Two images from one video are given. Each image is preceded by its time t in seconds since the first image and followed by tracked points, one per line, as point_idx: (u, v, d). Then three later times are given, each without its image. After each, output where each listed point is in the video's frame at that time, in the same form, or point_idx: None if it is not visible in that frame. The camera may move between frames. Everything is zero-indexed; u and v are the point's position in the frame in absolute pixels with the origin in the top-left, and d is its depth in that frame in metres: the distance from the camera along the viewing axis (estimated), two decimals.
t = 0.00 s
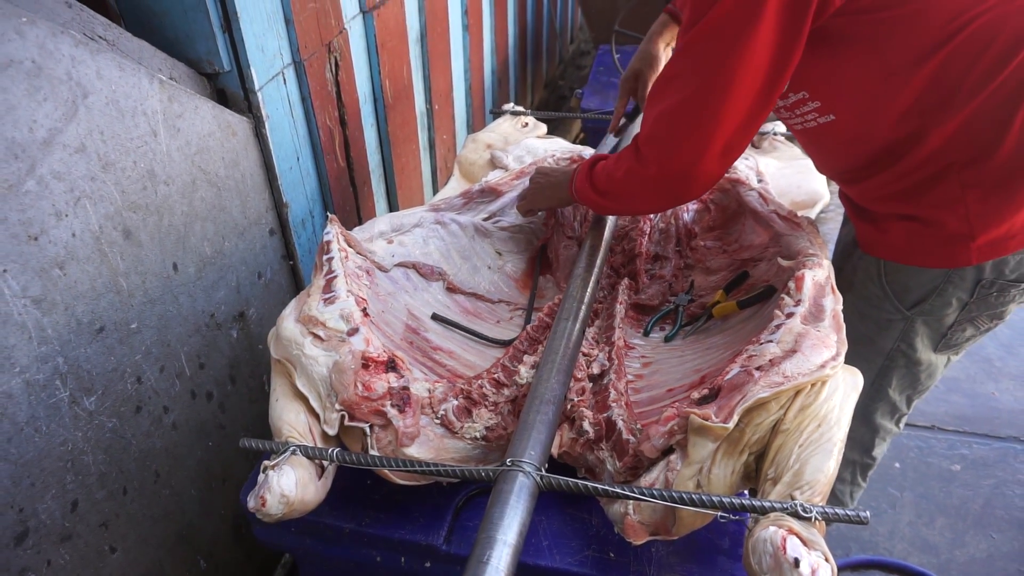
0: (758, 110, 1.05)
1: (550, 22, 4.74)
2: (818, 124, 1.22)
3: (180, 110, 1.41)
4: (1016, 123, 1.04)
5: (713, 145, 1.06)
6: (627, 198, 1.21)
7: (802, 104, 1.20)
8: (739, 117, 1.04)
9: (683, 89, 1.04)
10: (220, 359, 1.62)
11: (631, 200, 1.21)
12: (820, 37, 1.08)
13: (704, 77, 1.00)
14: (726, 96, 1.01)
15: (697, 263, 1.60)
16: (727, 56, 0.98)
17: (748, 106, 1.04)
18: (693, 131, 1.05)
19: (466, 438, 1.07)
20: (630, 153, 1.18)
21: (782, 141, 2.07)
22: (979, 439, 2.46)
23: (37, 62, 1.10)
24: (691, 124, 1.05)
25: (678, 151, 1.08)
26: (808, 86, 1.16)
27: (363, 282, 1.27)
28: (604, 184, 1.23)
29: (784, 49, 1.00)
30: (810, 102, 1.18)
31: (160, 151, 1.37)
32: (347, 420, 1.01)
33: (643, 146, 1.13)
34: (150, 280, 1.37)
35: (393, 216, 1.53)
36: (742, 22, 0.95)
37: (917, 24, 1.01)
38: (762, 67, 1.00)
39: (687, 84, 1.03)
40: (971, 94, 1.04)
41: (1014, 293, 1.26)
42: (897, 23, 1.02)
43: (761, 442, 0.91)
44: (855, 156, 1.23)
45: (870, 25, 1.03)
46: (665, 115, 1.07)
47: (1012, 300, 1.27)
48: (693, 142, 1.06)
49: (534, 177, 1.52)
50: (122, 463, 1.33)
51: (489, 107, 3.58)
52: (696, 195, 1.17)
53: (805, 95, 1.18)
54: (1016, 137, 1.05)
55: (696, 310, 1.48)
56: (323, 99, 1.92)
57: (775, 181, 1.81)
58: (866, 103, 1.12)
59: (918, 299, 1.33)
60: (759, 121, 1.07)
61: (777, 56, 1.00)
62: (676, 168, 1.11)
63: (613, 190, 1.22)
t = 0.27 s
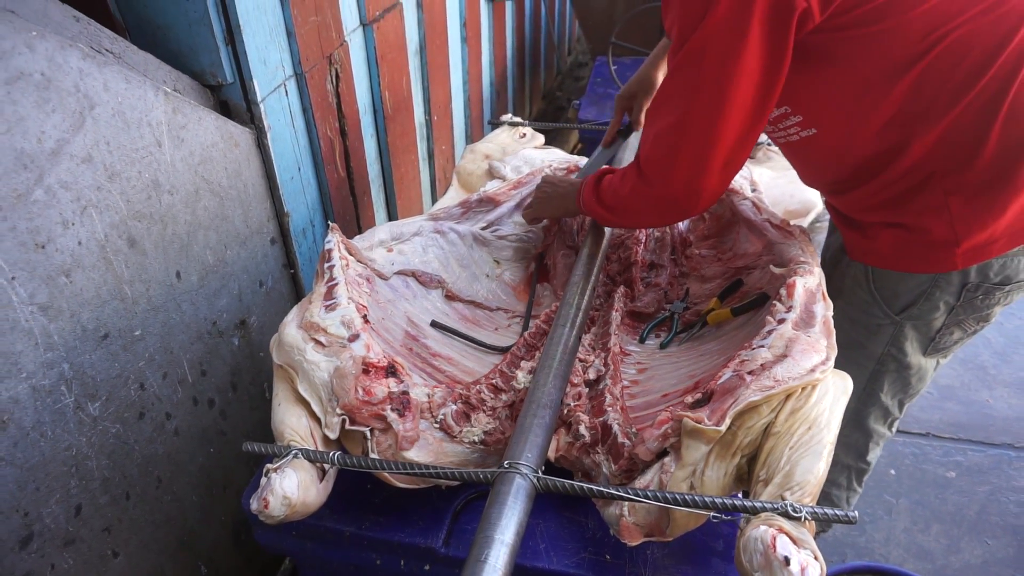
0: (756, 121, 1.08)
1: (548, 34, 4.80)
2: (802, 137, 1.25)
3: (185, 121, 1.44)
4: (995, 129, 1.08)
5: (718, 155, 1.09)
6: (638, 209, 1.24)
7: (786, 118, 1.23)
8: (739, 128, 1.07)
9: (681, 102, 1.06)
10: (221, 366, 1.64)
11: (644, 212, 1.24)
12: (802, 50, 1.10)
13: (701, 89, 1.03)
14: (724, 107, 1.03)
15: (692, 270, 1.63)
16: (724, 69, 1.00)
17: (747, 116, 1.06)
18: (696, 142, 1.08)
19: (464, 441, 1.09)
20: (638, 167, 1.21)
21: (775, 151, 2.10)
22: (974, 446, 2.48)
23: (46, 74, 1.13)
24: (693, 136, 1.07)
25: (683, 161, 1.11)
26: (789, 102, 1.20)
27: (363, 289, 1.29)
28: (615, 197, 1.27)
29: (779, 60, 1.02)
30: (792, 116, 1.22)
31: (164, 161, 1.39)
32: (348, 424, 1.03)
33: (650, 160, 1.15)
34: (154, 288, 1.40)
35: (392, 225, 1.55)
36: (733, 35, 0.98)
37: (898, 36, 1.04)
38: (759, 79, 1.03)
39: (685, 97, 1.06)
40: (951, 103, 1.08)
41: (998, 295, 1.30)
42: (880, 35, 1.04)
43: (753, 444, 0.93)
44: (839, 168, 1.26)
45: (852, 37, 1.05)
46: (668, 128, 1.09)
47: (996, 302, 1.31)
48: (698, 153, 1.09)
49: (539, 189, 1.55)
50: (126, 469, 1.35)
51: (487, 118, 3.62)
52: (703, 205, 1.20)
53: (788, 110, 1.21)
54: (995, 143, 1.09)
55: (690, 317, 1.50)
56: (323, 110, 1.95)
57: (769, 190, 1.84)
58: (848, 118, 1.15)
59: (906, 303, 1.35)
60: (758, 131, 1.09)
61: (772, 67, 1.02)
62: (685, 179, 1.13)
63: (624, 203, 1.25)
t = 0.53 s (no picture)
0: (757, 128, 1.10)
1: (547, 46, 4.84)
2: (794, 146, 1.28)
3: (191, 130, 1.46)
4: (982, 136, 1.11)
5: (722, 164, 1.12)
6: (646, 217, 1.26)
7: (778, 128, 1.26)
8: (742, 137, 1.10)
9: (682, 112, 1.09)
10: (224, 372, 1.65)
11: (653, 221, 1.26)
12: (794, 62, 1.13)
13: (703, 99, 1.06)
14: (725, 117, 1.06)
15: (690, 277, 1.66)
16: (725, 79, 1.03)
17: (748, 125, 1.09)
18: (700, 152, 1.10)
19: (465, 443, 1.11)
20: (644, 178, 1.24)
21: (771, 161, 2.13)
22: (970, 452, 2.50)
23: (57, 84, 1.15)
24: (696, 145, 1.10)
25: (687, 170, 1.14)
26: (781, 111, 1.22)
27: (366, 294, 1.31)
28: (622, 207, 1.29)
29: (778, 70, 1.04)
30: (785, 125, 1.24)
31: (170, 169, 1.42)
32: (352, 425, 1.05)
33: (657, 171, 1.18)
34: (159, 295, 1.42)
35: (395, 232, 1.58)
36: (733, 47, 1.01)
37: (889, 47, 1.07)
38: (760, 89, 1.06)
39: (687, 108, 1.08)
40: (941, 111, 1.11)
41: (987, 297, 1.33)
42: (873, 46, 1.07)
43: (749, 444, 0.95)
44: (832, 176, 1.29)
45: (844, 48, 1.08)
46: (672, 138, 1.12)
47: (985, 305, 1.34)
48: (703, 163, 1.11)
49: (543, 200, 1.57)
50: (130, 473, 1.37)
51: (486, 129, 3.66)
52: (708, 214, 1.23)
53: (780, 119, 1.23)
54: (982, 149, 1.12)
55: (688, 323, 1.52)
56: (326, 120, 1.98)
57: (765, 199, 1.87)
58: (843, 126, 1.17)
59: (899, 308, 1.38)
60: (760, 138, 1.12)
61: (772, 76, 1.05)
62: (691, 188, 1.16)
63: (632, 213, 1.28)
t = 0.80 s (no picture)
0: (751, 131, 1.12)
1: (545, 56, 4.89)
2: (784, 152, 1.30)
3: (193, 136, 1.48)
4: (968, 140, 1.14)
5: (719, 167, 1.14)
6: (642, 221, 1.28)
7: (768, 134, 1.28)
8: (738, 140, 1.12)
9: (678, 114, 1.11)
10: (224, 376, 1.67)
11: (649, 225, 1.28)
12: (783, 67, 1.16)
13: (699, 102, 1.08)
14: (719, 121, 1.08)
15: (686, 282, 1.67)
16: (721, 82, 1.05)
17: (744, 129, 1.11)
18: (696, 154, 1.12)
19: (463, 444, 1.13)
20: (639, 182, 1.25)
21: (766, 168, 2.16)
22: (966, 458, 2.51)
23: (63, 91, 1.17)
24: (690, 148, 1.12)
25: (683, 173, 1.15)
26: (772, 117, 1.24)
27: (366, 297, 1.33)
28: (618, 212, 1.31)
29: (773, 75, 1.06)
30: (775, 132, 1.26)
31: (173, 175, 1.44)
32: (351, 425, 1.07)
33: (654, 175, 1.20)
34: (161, 299, 1.43)
35: (394, 237, 1.59)
36: (726, 51, 1.03)
37: (876, 53, 1.10)
38: (753, 93, 1.08)
39: (683, 110, 1.10)
40: (928, 115, 1.14)
41: (976, 298, 1.36)
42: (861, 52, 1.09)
43: (742, 442, 0.97)
44: (822, 180, 1.31)
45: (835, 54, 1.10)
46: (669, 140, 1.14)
47: (974, 305, 1.37)
48: (699, 165, 1.13)
49: (542, 205, 1.60)
50: (131, 475, 1.38)
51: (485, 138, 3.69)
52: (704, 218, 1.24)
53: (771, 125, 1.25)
54: (968, 153, 1.15)
55: (684, 327, 1.53)
56: (326, 127, 2.01)
57: (760, 206, 1.89)
58: (834, 131, 1.19)
59: (890, 310, 1.40)
60: (754, 141, 1.14)
61: (765, 80, 1.07)
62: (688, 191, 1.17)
63: (629, 217, 1.29)
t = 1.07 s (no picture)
0: (750, 145, 1.14)
1: (543, 67, 4.94)
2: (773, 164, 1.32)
3: (195, 145, 1.51)
4: (950, 147, 1.19)
5: (717, 184, 1.16)
6: (643, 235, 1.30)
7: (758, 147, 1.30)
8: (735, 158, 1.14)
9: (675, 135, 1.13)
10: (225, 382, 1.68)
11: (651, 238, 1.30)
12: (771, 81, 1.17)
13: (696, 122, 1.10)
14: (716, 139, 1.10)
15: (681, 289, 1.68)
16: (719, 102, 1.07)
17: (740, 147, 1.13)
18: (694, 171, 1.14)
19: (460, 446, 1.15)
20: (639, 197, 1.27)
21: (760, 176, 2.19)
22: (961, 464, 2.52)
23: (69, 101, 1.20)
24: (691, 165, 1.14)
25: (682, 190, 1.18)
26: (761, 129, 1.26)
27: (364, 303, 1.36)
28: (619, 225, 1.33)
29: (766, 93, 1.09)
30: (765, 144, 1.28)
31: (175, 183, 1.46)
32: (349, 428, 1.08)
33: (654, 191, 1.22)
34: (163, 305, 1.45)
35: (392, 245, 1.62)
36: (720, 71, 1.05)
37: (864, 69, 1.12)
38: (750, 110, 1.10)
39: (680, 130, 1.12)
40: (914, 125, 1.17)
41: (961, 297, 1.41)
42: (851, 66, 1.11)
43: (733, 442, 0.99)
44: (811, 190, 1.33)
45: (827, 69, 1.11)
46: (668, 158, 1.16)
47: (960, 304, 1.42)
48: (697, 183, 1.16)
49: (536, 214, 1.62)
50: (132, 479, 1.39)
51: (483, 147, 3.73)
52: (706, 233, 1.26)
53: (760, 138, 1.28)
54: (951, 159, 1.20)
55: (678, 332, 1.56)
56: (326, 136, 2.04)
57: (753, 213, 1.92)
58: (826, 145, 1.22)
59: (880, 313, 1.43)
60: (752, 154, 1.16)
61: (761, 96, 1.09)
62: (687, 206, 1.20)
63: (630, 229, 1.31)
